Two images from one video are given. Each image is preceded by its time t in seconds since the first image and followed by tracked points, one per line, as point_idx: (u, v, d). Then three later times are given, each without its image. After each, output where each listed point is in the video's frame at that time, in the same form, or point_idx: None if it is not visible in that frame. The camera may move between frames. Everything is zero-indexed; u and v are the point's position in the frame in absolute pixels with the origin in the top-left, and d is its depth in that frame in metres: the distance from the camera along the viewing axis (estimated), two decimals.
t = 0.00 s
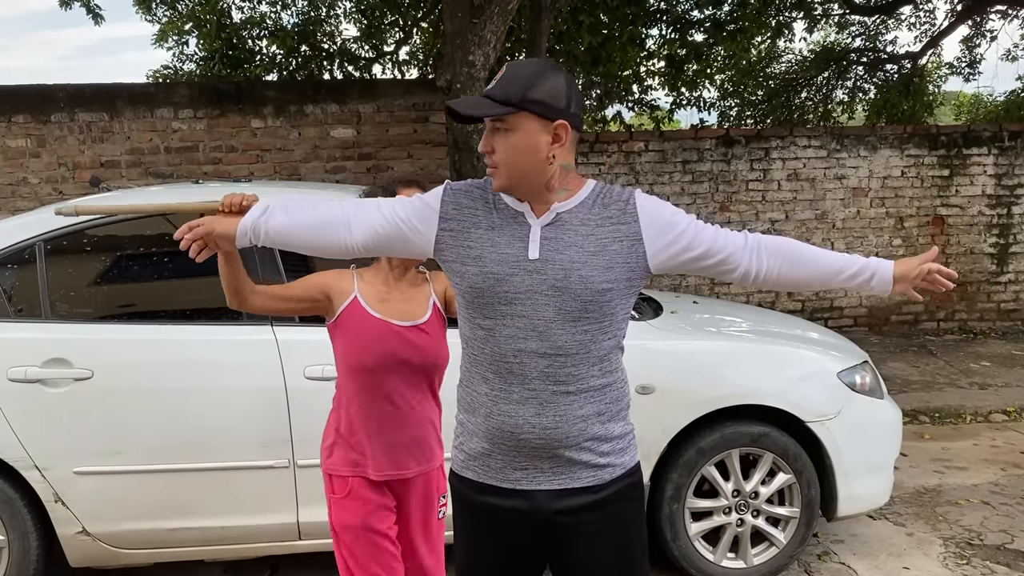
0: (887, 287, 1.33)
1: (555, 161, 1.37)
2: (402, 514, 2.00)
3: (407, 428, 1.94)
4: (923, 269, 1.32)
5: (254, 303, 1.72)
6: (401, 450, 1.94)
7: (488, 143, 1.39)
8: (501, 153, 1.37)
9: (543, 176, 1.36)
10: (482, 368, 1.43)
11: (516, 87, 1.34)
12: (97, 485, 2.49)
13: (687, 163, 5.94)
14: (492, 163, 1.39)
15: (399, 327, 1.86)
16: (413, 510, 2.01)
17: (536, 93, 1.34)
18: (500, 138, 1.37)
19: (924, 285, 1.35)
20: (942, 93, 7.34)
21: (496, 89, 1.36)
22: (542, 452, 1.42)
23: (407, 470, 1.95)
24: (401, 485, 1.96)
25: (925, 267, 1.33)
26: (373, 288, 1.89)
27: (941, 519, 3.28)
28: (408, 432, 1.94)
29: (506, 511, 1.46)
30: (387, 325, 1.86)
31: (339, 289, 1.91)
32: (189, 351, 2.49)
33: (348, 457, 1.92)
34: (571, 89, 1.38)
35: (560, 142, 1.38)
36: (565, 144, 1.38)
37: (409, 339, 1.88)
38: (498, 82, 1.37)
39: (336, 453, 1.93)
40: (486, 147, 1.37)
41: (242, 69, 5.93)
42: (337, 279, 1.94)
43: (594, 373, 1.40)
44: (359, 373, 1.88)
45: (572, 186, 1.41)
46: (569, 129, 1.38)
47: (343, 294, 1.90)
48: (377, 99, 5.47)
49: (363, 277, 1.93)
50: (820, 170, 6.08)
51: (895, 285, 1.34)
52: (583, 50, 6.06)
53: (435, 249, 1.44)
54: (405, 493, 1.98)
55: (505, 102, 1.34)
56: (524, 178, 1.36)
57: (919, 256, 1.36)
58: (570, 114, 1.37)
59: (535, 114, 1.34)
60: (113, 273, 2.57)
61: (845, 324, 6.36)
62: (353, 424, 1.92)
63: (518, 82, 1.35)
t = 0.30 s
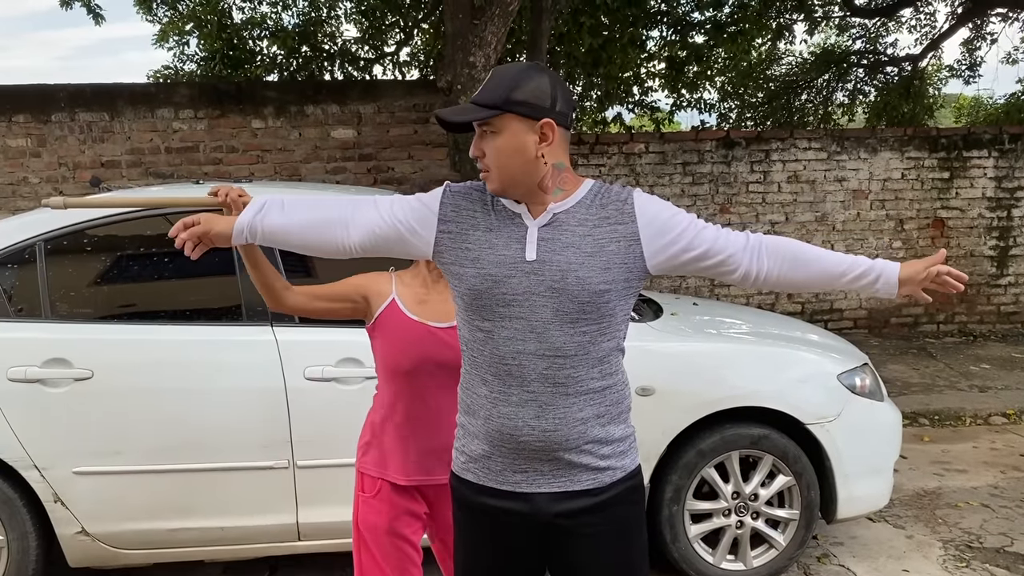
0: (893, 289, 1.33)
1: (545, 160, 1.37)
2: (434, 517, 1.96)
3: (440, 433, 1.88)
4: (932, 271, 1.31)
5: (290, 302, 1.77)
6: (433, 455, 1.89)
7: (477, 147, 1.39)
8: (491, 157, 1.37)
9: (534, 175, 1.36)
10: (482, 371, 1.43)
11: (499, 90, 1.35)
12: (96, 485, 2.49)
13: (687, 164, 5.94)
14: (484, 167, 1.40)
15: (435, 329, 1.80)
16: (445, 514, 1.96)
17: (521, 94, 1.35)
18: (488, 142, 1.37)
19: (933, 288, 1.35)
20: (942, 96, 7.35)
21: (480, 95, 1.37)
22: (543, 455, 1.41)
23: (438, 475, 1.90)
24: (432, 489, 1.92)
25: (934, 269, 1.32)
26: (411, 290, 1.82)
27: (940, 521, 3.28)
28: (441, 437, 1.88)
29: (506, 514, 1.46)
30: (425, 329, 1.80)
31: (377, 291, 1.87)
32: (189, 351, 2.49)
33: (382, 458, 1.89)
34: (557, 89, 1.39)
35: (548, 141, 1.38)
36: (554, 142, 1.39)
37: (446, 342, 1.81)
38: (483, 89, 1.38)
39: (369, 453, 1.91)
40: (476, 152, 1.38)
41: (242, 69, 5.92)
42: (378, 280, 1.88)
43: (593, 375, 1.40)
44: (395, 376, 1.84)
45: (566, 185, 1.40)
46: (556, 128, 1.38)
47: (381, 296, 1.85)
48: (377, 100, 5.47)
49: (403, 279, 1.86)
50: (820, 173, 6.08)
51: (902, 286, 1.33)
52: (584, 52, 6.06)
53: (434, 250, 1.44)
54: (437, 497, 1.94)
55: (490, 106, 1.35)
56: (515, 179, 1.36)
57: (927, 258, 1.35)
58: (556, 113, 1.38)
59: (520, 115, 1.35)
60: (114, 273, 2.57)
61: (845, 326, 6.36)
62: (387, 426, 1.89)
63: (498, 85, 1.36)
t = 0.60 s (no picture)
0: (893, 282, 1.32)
1: (541, 162, 1.37)
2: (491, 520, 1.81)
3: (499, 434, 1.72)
4: (930, 264, 1.31)
5: (335, 290, 1.85)
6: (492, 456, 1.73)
7: (473, 150, 1.40)
8: (486, 160, 1.37)
9: (530, 177, 1.36)
10: (480, 373, 1.43)
11: (494, 93, 1.35)
12: (95, 485, 2.49)
13: (688, 167, 5.94)
14: (480, 170, 1.40)
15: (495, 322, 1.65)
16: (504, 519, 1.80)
17: (516, 96, 1.35)
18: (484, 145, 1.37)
19: (930, 281, 1.34)
20: (943, 99, 7.36)
21: (476, 98, 1.37)
22: (542, 457, 1.41)
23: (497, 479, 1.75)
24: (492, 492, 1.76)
25: (931, 263, 1.32)
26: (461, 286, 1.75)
27: (939, 525, 3.28)
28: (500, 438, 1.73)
29: (503, 517, 1.45)
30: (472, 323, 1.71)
31: (426, 288, 1.86)
32: (189, 350, 2.49)
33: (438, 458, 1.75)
34: (552, 91, 1.39)
35: (544, 143, 1.38)
36: (549, 144, 1.38)
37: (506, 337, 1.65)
38: (478, 91, 1.38)
39: (425, 451, 1.77)
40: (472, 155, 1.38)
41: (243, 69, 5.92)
42: (429, 279, 1.87)
43: (592, 376, 1.40)
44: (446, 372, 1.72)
45: (562, 188, 1.41)
46: (552, 130, 1.38)
47: (427, 294, 1.84)
48: (378, 101, 5.47)
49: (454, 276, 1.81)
50: (820, 175, 6.08)
51: (902, 280, 1.32)
52: (585, 54, 6.06)
53: (431, 252, 1.44)
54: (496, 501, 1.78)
55: (485, 108, 1.35)
56: (510, 182, 1.36)
57: (924, 253, 1.35)
58: (552, 115, 1.38)
59: (515, 118, 1.35)
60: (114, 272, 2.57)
61: (845, 329, 6.36)
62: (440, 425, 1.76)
63: (492, 88, 1.36)
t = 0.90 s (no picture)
0: (893, 298, 1.32)
1: (543, 164, 1.37)
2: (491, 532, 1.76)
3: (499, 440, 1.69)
4: (930, 282, 1.32)
5: (342, 290, 1.83)
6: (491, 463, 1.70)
7: (475, 150, 1.39)
8: (489, 161, 1.37)
9: (531, 179, 1.36)
10: (477, 374, 1.43)
11: (499, 94, 1.35)
12: (93, 485, 2.48)
13: (688, 169, 5.94)
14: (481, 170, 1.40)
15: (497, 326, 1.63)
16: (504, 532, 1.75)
17: (520, 97, 1.35)
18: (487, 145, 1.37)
19: (929, 298, 1.35)
20: (943, 103, 7.37)
21: (480, 98, 1.37)
22: (537, 461, 1.41)
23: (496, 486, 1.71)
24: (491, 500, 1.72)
25: (931, 280, 1.33)
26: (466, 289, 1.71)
27: (937, 529, 3.28)
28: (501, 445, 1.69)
29: (500, 520, 1.45)
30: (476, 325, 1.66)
31: (431, 290, 1.88)
32: (188, 350, 2.48)
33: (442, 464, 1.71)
34: (556, 93, 1.39)
35: (547, 145, 1.38)
36: (553, 146, 1.38)
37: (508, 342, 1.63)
38: (483, 91, 1.38)
39: (429, 454, 1.75)
40: (474, 155, 1.38)
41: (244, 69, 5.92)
42: (434, 280, 1.90)
43: (589, 381, 1.39)
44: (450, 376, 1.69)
45: (564, 190, 1.40)
46: (555, 132, 1.38)
47: (434, 294, 1.86)
48: (378, 101, 5.47)
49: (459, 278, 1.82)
50: (820, 178, 6.08)
51: (901, 296, 1.33)
52: (585, 56, 6.06)
53: (432, 249, 1.43)
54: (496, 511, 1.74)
55: (488, 108, 1.35)
56: (511, 183, 1.36)
57: (925, 269, 1.36)
58: (556, 117, 1.37)
59: (519, 119, 1.35)
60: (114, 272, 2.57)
61: (845, 332, 6.36)
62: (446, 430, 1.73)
63: (496, 89, 1.36)
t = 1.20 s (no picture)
0: (898, 299, 1.32)
1: (568, 162, 1.40)
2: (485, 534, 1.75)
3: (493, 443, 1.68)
4: (936, 281, 1.31)
5: (336, 281, 1.81)
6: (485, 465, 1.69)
7: (501, 150, 1.35)
8: (519, 160, 1.34)
9: (557, 178, 1.38)
10: (473, 375, 1.42)
11: (530, 93, 1.34)
12: (91, 484, 2.48)
13: (688, 171, 5.94)
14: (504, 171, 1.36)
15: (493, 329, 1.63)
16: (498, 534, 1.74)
17: (549, 96, 1.36)
18: (519, 145, 1.34)
19: (936, 297, 1.35)
20: (943, 105, 7.37)
21: (507, 98, 1.34)
22: (533, 462, 1.41)
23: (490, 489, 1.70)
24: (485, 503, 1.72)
25: (938, 279, 1.32)
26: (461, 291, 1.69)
27: (936, 532, 3.27)
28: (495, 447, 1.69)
29: (496, 521, 1.45)
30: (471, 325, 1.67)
31: (430, 289, 1.85)
32: (187, 350, 2.48)
33: (437, 463, 1.70)
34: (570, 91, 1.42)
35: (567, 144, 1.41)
36: (572, 144, 1.42)
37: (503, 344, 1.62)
38: (507, 91, 1.35)
39: (424, 456, 1.75)
40: (503, 155, 1.34)
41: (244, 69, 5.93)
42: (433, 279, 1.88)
43: (585, 383, 1.39)
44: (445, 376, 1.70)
45: (575, 189, 1.43)
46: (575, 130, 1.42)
47: (432, 294, 1.84)
48: (379, 101, 5.47)
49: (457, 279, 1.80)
50: (820, 181, 6.08)
51: (907, 299, 1.32)
52: (586, 57, 6.05)
53: (432, 249, 1.43)
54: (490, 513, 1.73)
55: (523, 107, 1.33)
56: (543, 183, 1.35)
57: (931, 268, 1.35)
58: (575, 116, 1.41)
59: (550, 117, 1.35)
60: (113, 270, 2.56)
61: (844, 335, 6.36)
62: (440, 430, 1.73)
63: (524, 89, 1.35)
